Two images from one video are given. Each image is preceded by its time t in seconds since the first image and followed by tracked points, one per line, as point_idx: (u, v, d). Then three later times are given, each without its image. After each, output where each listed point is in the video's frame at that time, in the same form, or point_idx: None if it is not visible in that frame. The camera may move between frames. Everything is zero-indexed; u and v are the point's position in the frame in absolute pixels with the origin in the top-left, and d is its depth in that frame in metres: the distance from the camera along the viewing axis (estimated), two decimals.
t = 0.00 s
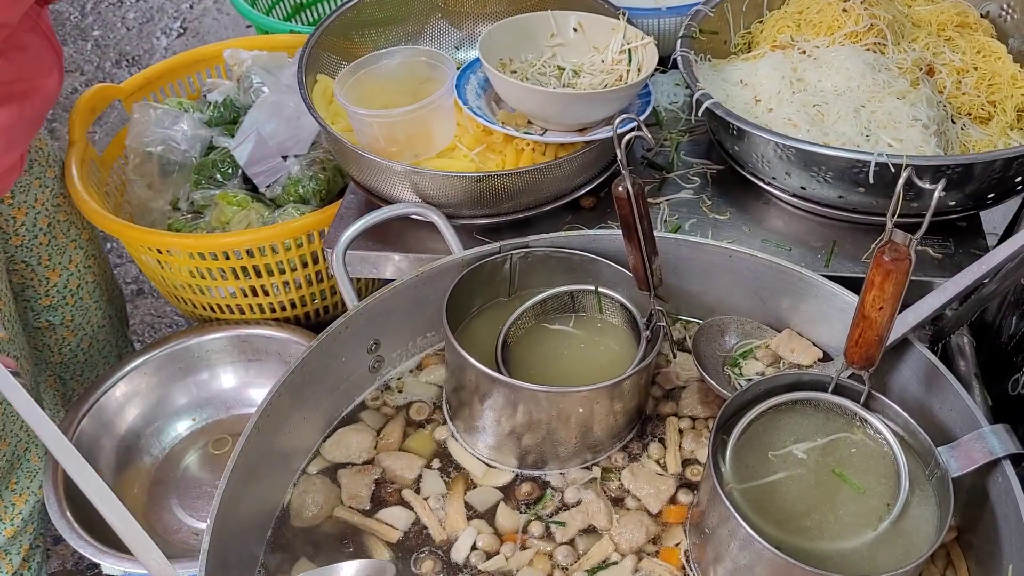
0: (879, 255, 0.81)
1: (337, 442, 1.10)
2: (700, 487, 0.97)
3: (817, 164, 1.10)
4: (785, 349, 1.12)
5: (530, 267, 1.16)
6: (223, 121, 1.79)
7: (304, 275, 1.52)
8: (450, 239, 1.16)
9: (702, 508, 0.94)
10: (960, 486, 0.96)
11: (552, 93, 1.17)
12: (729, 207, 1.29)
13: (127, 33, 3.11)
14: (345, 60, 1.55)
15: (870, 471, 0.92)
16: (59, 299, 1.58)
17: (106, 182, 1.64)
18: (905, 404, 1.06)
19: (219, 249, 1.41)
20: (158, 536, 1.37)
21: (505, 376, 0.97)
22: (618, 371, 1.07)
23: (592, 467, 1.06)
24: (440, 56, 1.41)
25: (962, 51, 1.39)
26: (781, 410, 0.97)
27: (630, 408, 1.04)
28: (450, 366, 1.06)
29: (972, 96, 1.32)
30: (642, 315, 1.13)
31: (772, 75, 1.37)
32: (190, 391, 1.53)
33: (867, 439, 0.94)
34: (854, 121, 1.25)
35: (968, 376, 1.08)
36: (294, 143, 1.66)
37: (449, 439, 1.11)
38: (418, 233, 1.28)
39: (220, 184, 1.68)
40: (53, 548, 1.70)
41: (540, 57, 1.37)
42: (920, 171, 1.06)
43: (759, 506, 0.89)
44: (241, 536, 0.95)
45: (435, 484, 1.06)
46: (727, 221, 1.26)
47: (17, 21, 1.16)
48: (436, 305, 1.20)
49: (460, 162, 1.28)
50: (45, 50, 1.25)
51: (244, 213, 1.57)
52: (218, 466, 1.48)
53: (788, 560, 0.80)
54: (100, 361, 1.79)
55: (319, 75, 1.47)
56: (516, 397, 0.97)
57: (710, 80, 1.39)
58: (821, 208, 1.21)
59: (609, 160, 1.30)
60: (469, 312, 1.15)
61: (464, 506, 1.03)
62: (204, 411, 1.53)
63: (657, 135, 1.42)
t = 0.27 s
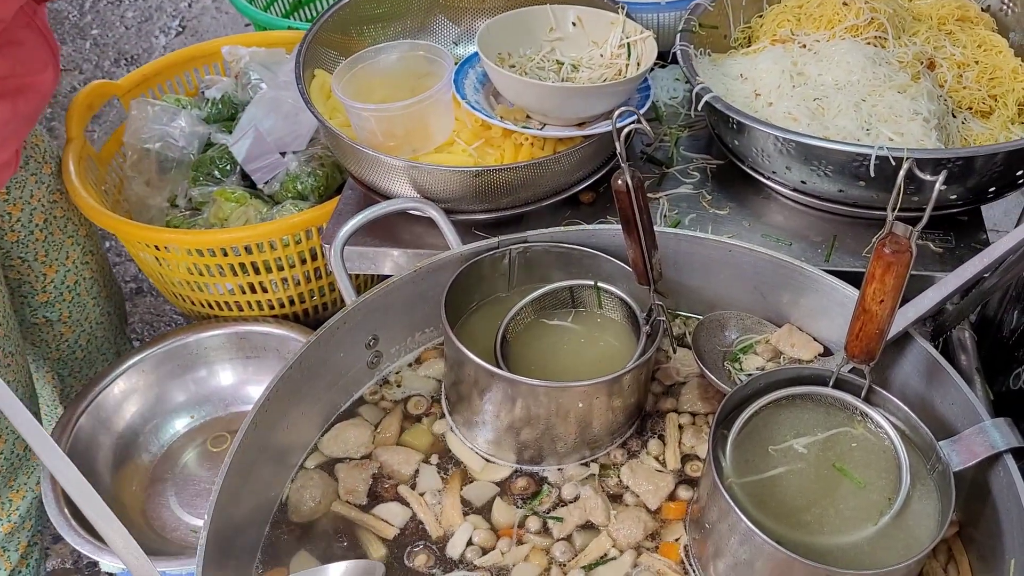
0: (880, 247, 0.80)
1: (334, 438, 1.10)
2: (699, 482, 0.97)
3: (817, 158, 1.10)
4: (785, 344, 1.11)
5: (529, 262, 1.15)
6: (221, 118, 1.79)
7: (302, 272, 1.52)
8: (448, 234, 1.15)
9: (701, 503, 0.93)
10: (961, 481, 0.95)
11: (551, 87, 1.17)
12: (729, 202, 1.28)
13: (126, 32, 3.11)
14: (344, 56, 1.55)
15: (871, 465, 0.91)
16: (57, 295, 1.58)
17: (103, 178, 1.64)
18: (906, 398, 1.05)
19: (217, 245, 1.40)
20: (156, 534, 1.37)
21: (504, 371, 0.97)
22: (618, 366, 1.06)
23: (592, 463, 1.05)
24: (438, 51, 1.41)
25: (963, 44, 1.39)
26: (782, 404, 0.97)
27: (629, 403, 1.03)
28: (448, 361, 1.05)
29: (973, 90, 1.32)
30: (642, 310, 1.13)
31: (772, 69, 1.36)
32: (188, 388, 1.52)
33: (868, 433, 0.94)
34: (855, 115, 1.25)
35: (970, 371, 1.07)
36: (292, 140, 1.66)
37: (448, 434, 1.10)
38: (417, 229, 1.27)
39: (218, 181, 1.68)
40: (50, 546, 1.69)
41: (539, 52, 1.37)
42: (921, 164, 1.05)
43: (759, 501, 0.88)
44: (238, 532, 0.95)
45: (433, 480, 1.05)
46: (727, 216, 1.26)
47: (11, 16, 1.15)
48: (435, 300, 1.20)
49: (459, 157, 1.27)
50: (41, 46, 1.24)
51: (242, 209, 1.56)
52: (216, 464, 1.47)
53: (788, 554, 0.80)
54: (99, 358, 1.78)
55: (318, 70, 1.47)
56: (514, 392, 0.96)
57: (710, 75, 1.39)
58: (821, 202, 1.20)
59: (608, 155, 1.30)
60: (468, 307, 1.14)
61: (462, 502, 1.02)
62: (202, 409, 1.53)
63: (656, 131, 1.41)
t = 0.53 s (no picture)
0: (884, 245, 0.80)
1: (337, 436, 1.10)
2: (703, 479, 0.97)
3: (820, 156, 1.10)
4: (789, 341, 1.11)
5: (533, 260, 1.15)
6: (224, 116, 1.79)
7: (305, 270, 1.52)
8: (452, 232, 1.15)
9: (705, 500, 0.94)
10: (964, 478, 0.96)
11: (554, 85, 1.17)
12: (731, 199, 1.28)
13: (126, 32, 3.11)
14: (346, 54, 1.55)
15: (874, 462, 0.91)
16: (63, 293, 1.58)
17: (106, 177, 1.64)
18: (909, 395, 1.05)
19: (219, 244, 1.40)
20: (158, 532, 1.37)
21: (507, 368, 0.97)
22: (621, 363, 1.06)
23: (595, 459, 1.06)
24: (441, 49, 1.41)
25: (964, 43, 1.39)
26: (785, 402, 0.97)
27: (633, 400, 1.03)
28: (452, 358, 1.05)
29: (975, 88, 1.32)
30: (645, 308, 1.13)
31: (774, 67, 1.36)
32: (190, 387, 1.52)
33: (871, 430, 0.94)
34: (857, 113, 1.25)
35: (972, 368, 1.07)
36: (295, 138, 1.66)
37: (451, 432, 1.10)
38: (420, 227, 1.28)
39: (220, 179, 1.68)
40: (52, 545, 1.69)
41: (542, 50, 1.37)
42: (924, 162, 1.06)
43: (763, 498, 0.89)
44: (242, 529, 0.95)
45: (436, 477, 1.05)
46: (730, 213, 1.26)
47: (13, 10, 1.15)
48: (438, 298, 1.20)
49: (462, 155, 1.27)
50: (44, 40, 1.24)
51: (244, 208, 1.56)
52: (219, 462, 1.47)
53: (793, 550, 0.80)
54: (102, 356, 1.78)
55: (320, 69, 1.47)
56: (517, 389, 0.97)
57: (712, 73, 1.39)
58: (824, 200, 1.21)
59: (610, 153, 1.30)
60: (471, 305, 1.14)
61: (466, 499, 1.02)
62: (204, 407, 1.53)
63: (659, 128, 1.42)
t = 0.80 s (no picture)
0: (887, 244, 0.81)
1: (340, 436, 1.10)
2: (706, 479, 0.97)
3: (822, 156, 1.10)
4: (790, 341, 1.12)
5: (535, 260, 1.16)
6: (226, 116, 1.78)
7: (307, 270, 1.52)
8: (454, 231, 1.15)
9: (708, 499, 0.94)
10: (967, 477, 0.96)
11: (557, 84, 1.17)
12: (733, 199, 1.29)
13: (126, 31, 3.11)
14: (349, 54, 1.55)
15: (876, 462, 0.92)
16: (65, 304, 1.58)
17: (107, 176, 1.64)
18: (911, 395, 1.06)
19: (221, 243, 1.40)
20: (160, 531, 1.37)
21: (511, 367, 0.97)
22: (624, 362, 1.07)
23: (598, 459, 1.06)
24: (444, 49, 1.41)
25: (966, 43, 1.39)
26: (788, 401, 0.97)
27: (635, 400, 1.04)
28: (455, 358, 1.06)
29: (976, 88, 1.32)
30: (647, 308, 1.13)
31: (776, 68, 1.37)
32: (192, 386, 1.53)
33: (873, 430, 0.94)
34: (859, 113, 1.25)
35: (974, 368, 1.07)
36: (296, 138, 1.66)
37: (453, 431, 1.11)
38: (422, 226, 1.28)
39: (222, 178, 1.69)
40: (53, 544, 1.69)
41: (545, 50, 1.37)
42: (926, 162, 1.06)
43: (766, 497, 0.89)
44: (245, 528, 0.95)
45: (439, 476, 1.05)
46: (732, 213, 1.26)
47: None
48: (440, 297, 1.20)
49: (465, 154, 1.27)
50: (45, 32, 1.25)
51: (246, 207, 1.57)
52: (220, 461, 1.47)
53: (796, 550, 0.80)
54: (101, 363, 1.78)
55: (323, 68, 1.47)
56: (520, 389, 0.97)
57: (714, 73, 1.39)
58: (826, 200, 1.21)
59: (613, 153, 1.31)
60: (474, 305, 1.15)
61: (469, 498, 1.02)
62: (206, 406, 1.53)
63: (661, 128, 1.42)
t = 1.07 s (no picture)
0: (888, 245, 0.81)
1: (340, 436, 1.10)
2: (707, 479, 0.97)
3: (823, 157, 1.10)
4: (791, 341, 1.12)
5: (536, 260, 1.16)
6: (227, 116, 1.78)
7: (308, 270, 1.52)
8: (455, 232, 1.15)
9: (709, 500, 0.94)
10: (968, 478, 0.96)
11: (558, 85, 1.17)
12: (734, 200, 1.29)
13: (126, 31, 3.10)
14: (350, 55, 1.55)
15: (877, 462, 0.92)
16: (60, 315, 1.54)
17: (108, 176, 1.64)
18: (911, 396, 1.06)
19: (222, 243, 1.40)
20: (160, 531, 1.37)
21: (512, 367, 0.97)
22: (625, 363, 1.07)
23: (599, 459, 1.06)
24: (445, 50, 1.42)
25: (966, 44, 1.40)
26: (789, 402, 0.97)
27: (637, 401, 1.04)
28: (456, 358, 1.06)
29: (976, 89, 1.32)
30: (648, 308, 1.13)
31: (776, 68, 1.37)
32: (193, 386, 1.53)
33: (874, 430, 0.95)
34: (860, 114, 1.25)
35: (975, 368, 1.08)
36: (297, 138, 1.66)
37: (454, 432, 1.11)
38: (423, 227, 1.28)
39: (223, 178, 1.70)
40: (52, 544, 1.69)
41: (545, 51, 1.37)
42: (926, 163, 1.06)
43: (767, 497, 0.89)
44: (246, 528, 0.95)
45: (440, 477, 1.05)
46: (733, 214, 1.26)
47: None
48: (441, 298, 1.20)
49: (466, 155, 1.27)
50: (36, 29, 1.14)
51: (247, 207, 1.56)
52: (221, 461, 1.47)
53: (797, 550, 0.80)
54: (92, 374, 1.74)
55: (324, 68, 1.47)
56: (521, 389, 0.97)
57: (715, 74, 1.39)
58: (827, 201, 1.21)
59: (614, 153, 1.31)
60: (475, 305, 1.15)
61: (469, 499, 1.02)
62: (207, 406, 1.53)
63: (661, 129, 1.42)
